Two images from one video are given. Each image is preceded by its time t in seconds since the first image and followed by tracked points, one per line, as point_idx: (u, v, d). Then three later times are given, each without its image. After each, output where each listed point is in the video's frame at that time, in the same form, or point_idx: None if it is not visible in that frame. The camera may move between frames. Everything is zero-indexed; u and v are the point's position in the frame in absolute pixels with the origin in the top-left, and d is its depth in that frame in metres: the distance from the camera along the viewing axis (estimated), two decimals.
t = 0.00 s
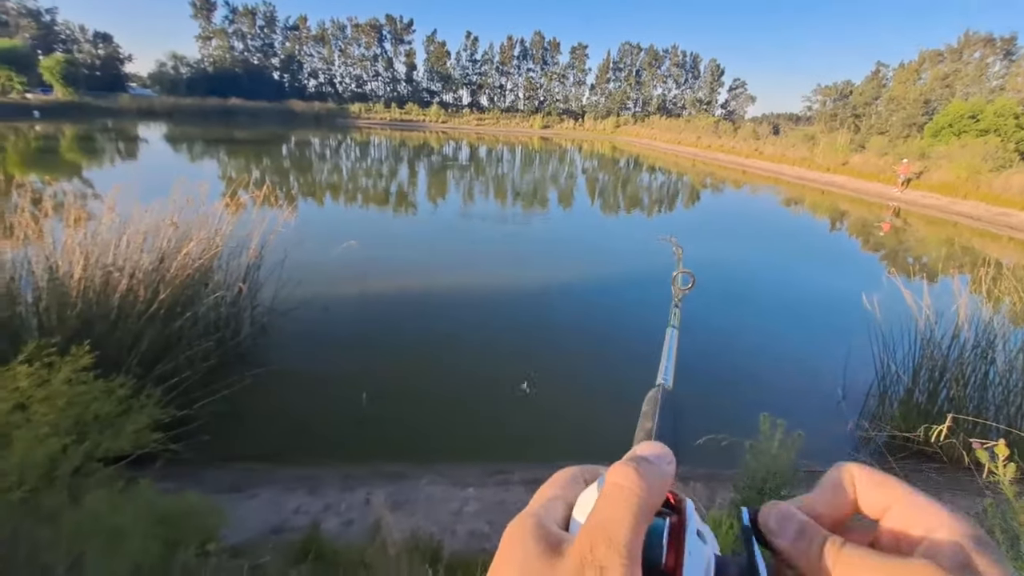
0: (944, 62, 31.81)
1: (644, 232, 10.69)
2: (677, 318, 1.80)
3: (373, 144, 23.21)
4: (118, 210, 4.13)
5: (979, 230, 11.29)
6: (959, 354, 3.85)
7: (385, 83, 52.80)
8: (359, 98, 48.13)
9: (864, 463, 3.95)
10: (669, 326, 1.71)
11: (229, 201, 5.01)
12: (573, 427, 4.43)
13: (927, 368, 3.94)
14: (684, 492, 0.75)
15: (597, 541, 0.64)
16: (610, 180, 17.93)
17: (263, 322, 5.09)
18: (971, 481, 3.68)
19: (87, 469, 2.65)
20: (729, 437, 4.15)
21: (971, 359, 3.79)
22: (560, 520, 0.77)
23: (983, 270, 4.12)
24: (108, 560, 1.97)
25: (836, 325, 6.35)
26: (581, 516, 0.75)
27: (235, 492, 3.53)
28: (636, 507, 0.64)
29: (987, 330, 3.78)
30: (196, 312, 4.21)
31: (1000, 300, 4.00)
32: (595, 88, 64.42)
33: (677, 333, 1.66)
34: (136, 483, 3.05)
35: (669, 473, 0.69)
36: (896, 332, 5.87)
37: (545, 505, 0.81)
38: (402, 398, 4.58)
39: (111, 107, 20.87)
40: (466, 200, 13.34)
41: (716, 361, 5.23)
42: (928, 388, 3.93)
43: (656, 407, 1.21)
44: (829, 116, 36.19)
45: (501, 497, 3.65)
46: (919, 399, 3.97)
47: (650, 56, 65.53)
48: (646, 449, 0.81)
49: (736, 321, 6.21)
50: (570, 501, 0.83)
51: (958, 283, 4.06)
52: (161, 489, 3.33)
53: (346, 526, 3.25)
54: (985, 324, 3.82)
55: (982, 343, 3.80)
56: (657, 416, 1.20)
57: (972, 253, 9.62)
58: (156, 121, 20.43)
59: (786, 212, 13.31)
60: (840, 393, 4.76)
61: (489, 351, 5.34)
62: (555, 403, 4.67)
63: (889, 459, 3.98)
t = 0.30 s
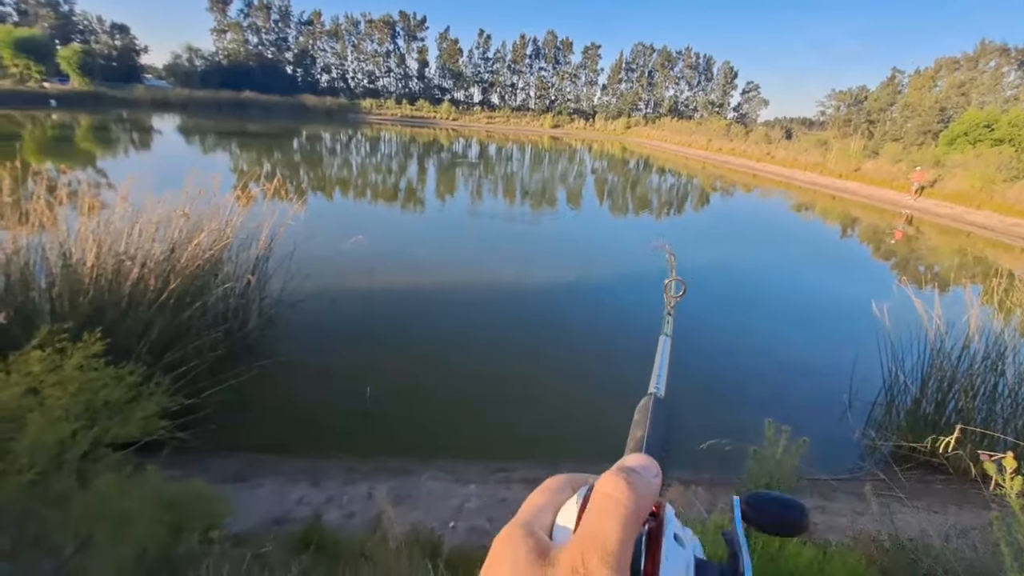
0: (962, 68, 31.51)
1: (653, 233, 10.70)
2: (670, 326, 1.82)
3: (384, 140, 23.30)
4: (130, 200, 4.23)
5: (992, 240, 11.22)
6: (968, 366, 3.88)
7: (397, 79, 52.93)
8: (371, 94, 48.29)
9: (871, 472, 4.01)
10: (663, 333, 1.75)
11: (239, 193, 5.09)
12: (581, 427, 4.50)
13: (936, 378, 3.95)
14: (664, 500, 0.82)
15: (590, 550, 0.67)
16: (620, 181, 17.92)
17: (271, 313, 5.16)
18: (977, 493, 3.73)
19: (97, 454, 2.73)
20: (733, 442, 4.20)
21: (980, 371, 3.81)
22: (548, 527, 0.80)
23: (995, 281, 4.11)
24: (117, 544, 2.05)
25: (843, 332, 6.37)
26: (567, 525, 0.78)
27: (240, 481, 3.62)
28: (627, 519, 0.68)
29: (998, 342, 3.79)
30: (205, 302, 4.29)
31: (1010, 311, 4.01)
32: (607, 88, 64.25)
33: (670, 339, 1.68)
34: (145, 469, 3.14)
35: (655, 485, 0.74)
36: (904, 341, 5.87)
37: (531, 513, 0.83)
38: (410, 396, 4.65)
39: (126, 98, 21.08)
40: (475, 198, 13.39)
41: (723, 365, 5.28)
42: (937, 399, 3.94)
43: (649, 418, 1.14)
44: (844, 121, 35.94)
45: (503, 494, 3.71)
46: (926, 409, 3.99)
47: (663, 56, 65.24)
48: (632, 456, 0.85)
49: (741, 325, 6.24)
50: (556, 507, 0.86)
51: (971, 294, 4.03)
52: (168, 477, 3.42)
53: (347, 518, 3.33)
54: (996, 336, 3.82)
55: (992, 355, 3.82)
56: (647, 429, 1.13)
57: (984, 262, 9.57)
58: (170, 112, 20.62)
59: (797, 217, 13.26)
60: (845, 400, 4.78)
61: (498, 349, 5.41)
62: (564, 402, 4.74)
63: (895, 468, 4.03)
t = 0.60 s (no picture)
0: (979, 71, 31.13)
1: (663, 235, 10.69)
2: (679, 341, 1.85)
3: (393, 137, 23.44)
4: (142, 193, 4.30)
5: (1006, 245, 11.15)
6: (980, 372, 3.82)
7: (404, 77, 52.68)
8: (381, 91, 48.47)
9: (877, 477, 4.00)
10: (673, 350, 1.77)
11: (250, 188, 5.14)
12: (587, 429, 4.53)
13: (947, 383, 3.90)
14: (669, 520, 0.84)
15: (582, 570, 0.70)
16: (629, 181, 17.92)
17: (280, 307, 5.23)
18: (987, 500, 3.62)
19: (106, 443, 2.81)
20: (737, 443, 4.25)
21: (993, 377, 3.77)
22: (548, 551, 0.85)
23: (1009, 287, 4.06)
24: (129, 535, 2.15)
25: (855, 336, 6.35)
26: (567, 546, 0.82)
27: (247, 473, 3.70)
28: (617, 538, 0.72)
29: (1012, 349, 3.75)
30: (214, 296, 4.36)
31: None
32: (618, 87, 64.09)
33: (677, 356, 1.70)
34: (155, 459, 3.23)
35: (651, 505, 0.79)
36: (916, 346, 5.85)
37: (534, 534, 0.88)
38: (417, 393, 4.71)
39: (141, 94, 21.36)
40: (483, 195, 13.47)
41: (731, 366, 5.29)
42: (947, 404, 3.88)
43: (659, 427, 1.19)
44: (858, 122, 35.65)
45: (506, 491, 3.77)
46: (937, 415, 3.91)
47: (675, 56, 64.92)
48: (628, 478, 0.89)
49: (750, 328, 6.25)
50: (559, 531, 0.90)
51: (985, 299, 3.99)
52: (177, 468, 3.52)
53: (352, 512, 3.40)
54: (1010, 342, 3.79)
55: (1006, 361, 3.78)
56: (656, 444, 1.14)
57: (999, 267, 9.50)
58: (183, 108, 20.85)
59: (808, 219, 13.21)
60: (853, 405, 4.78)
61: (506, 347, 5.45)
62: (571, 402, 4.77)
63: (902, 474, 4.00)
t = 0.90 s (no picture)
0: (1011, 90, 30.65)
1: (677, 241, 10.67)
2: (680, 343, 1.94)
3: (412, 130, 23.55)
4: (164, 174, 4.41)
5: None
6: (994, 396, 3.83)
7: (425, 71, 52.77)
8: (402, 84, 48.68)
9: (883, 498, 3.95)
10: (673, 349, 1.88)
11: (269, 174, 5.24)
12: (591, 433, 4.54)
13: (961, 406, 3.89)
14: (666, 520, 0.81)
15: (579, 568, 0.65)
16: (645, 185, 17.89)
17: (292, 294, 5.33)
18: (998, 527, 3.60)
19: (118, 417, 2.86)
20: (744, 454, 4.26)
21: (1006, 402, 3.79)
22: (544, 551, 0.81)
23: None
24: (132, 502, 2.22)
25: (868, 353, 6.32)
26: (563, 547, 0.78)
27: (252, 454, 3.77)
28: (612, 536, 0.66)
29: None
30: (229, 279, 4.46)
31: None
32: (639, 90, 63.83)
33: (677, 357, 1.79)
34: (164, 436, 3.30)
35: (648, 503, 0.73)
36: (931, 366, 5.81)
37: (530, 534, 0.85)
38: (425, 386, 4.78)
39: (167, 77, 21.67)
40: (498, 193, 13.52)
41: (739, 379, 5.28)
42: (959, 428, 3.89)
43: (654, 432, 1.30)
44: (882, 136, 35.23)
45: (506, 487, 3.80)
46: (948, 437, 3.92)
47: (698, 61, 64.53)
48: (627, 478, 0.85)
49: (762, 339, 6.24)
50: (555, 530, 0.87)
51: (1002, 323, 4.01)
52: (184, 445, 3.59)
53: (354, 499, 3.45)
54: None
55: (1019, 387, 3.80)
56: (654, 443, 1.29)
57: (1018, 290, 9.39)
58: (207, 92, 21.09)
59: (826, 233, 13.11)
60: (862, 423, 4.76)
61: (514, 346, 5.48)
62: (576, 406, 4.79)
63: (909, 494, 3.94)
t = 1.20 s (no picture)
0: None
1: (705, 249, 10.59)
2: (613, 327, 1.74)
3: (444, 120, 23.65)
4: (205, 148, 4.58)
5: None
6: None
7: (462, 61, 52.72)
8: (439, 74, 48.78)
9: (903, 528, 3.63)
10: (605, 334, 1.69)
11: (303, 154, 5.39)
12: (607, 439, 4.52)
13: (991, 441, 3.62)
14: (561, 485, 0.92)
15: (471, 544, 0.72)
16: (677, 190, 17.73)
17: (317, 274, 5.50)
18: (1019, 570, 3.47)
19: (148, 378, 3.07)
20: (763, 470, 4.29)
21: None
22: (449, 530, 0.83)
23: None
24: (155, 462, 2.34)
25: (895, 381, 6.25)
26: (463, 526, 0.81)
27: (270, 426, 3.91)
28: (503, 511, 0.74)
29: None
30: (259, 254, 4.62)
31: None
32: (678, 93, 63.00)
33: (611, 341, 1.63)
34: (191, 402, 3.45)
35: (540, 481, 0.83)
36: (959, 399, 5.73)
37: (436, 515, 0.87)
38: (442, 376, 4.90)
39: (211, 54, 22.07)
40: (527, 188, 13.53)
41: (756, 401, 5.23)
42: (986, 462, 3.63)
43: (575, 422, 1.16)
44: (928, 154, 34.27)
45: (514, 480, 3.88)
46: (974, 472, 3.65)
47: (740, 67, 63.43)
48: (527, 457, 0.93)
49: (789, 357, 6.20)
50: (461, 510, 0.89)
51: None
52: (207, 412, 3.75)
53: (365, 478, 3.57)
54: None
55: None
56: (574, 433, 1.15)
57: None
58: (249, 71, 21.43)
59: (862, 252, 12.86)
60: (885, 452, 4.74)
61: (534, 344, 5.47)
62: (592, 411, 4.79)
63: (932, 528, 3.61)
